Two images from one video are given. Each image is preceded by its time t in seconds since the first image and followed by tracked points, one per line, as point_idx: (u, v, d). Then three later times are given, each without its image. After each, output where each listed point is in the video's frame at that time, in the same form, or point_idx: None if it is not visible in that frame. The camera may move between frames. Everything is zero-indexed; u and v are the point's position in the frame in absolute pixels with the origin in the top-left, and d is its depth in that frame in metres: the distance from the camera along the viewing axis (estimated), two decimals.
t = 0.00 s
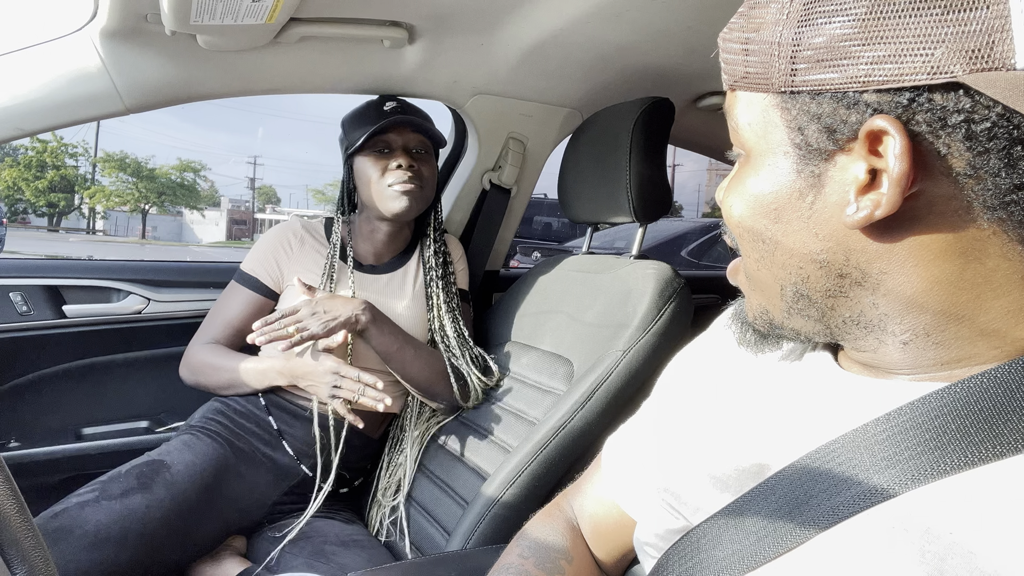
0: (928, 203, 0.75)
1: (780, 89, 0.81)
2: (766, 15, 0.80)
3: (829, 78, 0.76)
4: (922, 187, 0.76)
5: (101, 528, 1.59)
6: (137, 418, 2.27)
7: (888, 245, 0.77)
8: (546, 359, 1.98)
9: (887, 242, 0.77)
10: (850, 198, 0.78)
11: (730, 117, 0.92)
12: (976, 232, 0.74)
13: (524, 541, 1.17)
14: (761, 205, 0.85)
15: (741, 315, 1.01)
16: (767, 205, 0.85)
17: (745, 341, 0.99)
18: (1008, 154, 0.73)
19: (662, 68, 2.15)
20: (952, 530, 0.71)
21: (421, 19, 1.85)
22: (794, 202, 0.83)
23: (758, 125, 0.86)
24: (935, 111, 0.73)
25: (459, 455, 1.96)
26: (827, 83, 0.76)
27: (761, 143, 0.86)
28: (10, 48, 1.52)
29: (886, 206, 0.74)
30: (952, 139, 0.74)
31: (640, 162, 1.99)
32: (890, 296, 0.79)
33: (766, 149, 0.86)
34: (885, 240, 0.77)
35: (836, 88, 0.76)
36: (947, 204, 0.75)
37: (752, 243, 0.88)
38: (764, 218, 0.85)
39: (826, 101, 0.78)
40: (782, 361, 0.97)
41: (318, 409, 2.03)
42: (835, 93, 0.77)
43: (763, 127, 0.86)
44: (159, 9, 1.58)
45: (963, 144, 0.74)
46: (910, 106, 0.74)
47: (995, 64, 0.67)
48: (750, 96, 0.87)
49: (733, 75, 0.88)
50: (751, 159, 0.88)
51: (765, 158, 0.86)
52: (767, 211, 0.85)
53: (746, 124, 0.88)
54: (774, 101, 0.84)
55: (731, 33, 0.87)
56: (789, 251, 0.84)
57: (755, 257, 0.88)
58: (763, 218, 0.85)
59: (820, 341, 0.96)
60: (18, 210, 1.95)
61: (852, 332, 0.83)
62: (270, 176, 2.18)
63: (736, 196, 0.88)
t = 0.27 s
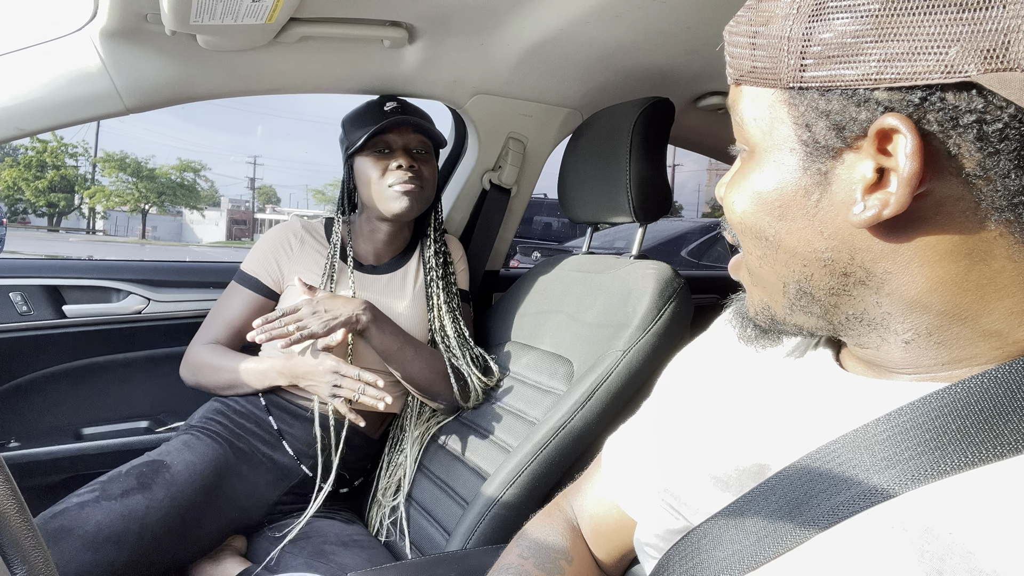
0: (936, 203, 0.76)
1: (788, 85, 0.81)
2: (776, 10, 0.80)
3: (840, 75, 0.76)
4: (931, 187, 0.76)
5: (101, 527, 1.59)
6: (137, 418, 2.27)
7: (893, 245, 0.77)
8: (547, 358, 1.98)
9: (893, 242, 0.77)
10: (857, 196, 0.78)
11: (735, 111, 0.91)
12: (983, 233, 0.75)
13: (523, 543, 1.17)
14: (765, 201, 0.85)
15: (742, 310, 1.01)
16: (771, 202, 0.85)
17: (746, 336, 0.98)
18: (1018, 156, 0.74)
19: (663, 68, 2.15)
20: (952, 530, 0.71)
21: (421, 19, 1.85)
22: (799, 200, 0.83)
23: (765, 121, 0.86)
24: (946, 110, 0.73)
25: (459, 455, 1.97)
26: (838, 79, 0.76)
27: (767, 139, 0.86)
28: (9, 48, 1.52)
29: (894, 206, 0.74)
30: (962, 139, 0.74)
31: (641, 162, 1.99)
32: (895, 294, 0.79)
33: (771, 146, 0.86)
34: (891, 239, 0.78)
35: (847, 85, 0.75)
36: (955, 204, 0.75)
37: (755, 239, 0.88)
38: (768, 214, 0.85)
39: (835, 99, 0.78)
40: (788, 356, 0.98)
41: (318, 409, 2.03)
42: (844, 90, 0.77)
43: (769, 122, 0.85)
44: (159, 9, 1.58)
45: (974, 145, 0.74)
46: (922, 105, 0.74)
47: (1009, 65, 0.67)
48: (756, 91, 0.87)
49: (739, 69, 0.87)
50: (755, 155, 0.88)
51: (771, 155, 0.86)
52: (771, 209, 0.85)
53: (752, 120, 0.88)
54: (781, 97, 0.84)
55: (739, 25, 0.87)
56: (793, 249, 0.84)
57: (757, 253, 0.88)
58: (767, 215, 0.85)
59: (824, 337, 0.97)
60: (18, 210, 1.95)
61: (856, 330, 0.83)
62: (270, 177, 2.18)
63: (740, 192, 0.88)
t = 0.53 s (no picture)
0: (936, 208, 0.75)
1: (786, 91, 0.81)
2: (773, 15, 0.80)
3: (838, 82, 0.76)
4: (931, 193, 0.76)
5: (101, 527, 1.59)
6: (137, 418, 2.27)
7: (893, 249, 0.77)
8: (547, 359, 1.98)
9: (893, 247, 0.77)
10: (857, 203, 0.78)
11: (734, 115, 0.91)
12: (983, 238, 0.75)
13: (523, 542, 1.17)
14: (765, 207, 0.85)
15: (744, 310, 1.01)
16: (771, 207, 0.85)
17: (747, 336, 0.99)
18: (1018, 162, 0.73)
19: (662, 68, 2.15)
20: (951, 529, 0.71)
21: (421, 19, 1.85)
22: (799, 205, 0.83)
23: (764, 126, 0.86)
24: (945, 117, 0.73)
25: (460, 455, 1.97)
26: (836, 86, 0.76)
27: (766, 144, 0.86)
28: (10, 48, 1.52)
29: (894, 212, 0.74)
30: (962, 146, 0.74)
31: (641, 162, 1.99)
32: (895, 297, 0.79)
33: (771, 151, 0.86)
34: (891, 244, 0.77)
35: (845, 93, 0.76)
36: (955, 210, 0.75)
37: (756, 243, 0.88)
38: (768, 220, 0.85)
39: (833, 105, 0.78)
40: (789, 355, 0.98)
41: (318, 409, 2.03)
42: (843, 97, 0.77)
43: (768, 128, 0.86)
44: (159, 9, 1.58)
45: (973, 151, 0.74)
46: (920, 112, 0.73)
47: (1007, 73, 0.67)
48: (755, 96, 0.87)
49: (738, 75, 0.87)
50: (755, 160, 0.88)
51: (770, 160, 0.86)
52: (771, 214, 0.85)
53: (750, 125, 0.88)
54: (780, 103, 0.84)
55: (738, 28, 0.86)
56: (793, 253, 0.84)
57: (758, 257, 0.88)
58: (767, 221, 0.85)
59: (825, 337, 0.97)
60: (18, 210, 1.95)
61: (855, 330, 0.83)
62: (271, 176, 2.18)
63: (740, 197, 0.88)
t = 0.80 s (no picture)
0: (935, 207, 0.75)
1: (785, 90, 0.81)
2: (772, 14, 0.80)
3: (837, 80, 0.75)
4: (930, 192, 0.76)
5: (101, 528, 1.59)
6: (137, 418, 2.27)
7: (893, 249, 0.77)
8: (547, 359, 1.98)
9: (892, 246, 0.77)
10: (856, 202, 0.78)
11: (733, 115, 0.91)
12: (982, 237, 0.75)
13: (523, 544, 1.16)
14: (764, 206, 0.85)
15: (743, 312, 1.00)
16: (770, 207, 0.85)
17: (746, 337, 0.98)
18: (1016, 160, 0.74)
19: (662, 68, 2.15)
20: (953, 530, 0.71)
21: (421, 19, 1.85)
22: (798, 205, 0.83)
23: (763, 126, 0.86)
24: (944, 116, 0.73)
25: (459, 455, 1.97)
26: (834, 84, 0.76)
27: (765, 144, 0.86)
28: (10, 48, 1.52)
29: (893, 211, 0.74)
30: (960, 144, 0.74)
31: (641, 162, 1.99)
32: (895, 297, 0.79)
33: (770, 150, 0.86)
34: (891, 244, 0.77)
35: (844, 91, 0.75)
36: (954, 208, 0.75)
37: (755, 243, 0.88)
38: (767, 219, 0.85)
39: (832, 104, 0.78)
40: (788, 355, 0.98)
41: (318, 409, 2.03)
42: (841, 95, 0.77)
43: (767, 128, 0.86)
44: (159, 9, 1.58)
45: (972, 150, 0.74)
46: (919, 111, 0.73)
47: (1006, 71, 0.67)
48: (754, 95, 0.87)
49: (736, 74, 0.87)
50: (753, 159, 0.88)
51: (769, 159, 0.86)
52: (770, 213, 0.85)
53: (749, 125, 0.88)
54: (779, 102, 0.84)
55: (737, 27, 0.86)
56: (792, 252, 0.84)
57: (757, 257, 0.88)
58: (766, 220, 0.85)
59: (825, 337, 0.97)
60: (18, 210, 1.95)
61: (855, 331, 0.83)
62: (270, 176, 2.18)
63: (739, 196, 0.88)
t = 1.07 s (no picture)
0: (934, 208, 0.75)
1: (784, 91, 0.81)
2: (771, 14, 0.80)
3: (836, 81, 0.75)
4: (929, 192, 0.76)
5: (102, 527, 1.59)
6: (137, 418, 2.27)
7: (893, 249, 0.77)
8: (547, 359, 1.98)
9: (892, 246, 0.77)
10: (855, 202, 0.78)
11: (732, 116, 0.91)
12: (981, 237, 0.75)
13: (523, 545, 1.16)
14: (763, 206, 0.85)
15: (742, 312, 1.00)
16: (769, 207, 0.85)
17: (746, 337, 0.98)
18: (1016, 160, 0.73)
19: (662, 68, 2.15)
20: (952, 529, 0.71)
21: (421, 19, 1.85)
22: (797, 205, 0.83)
23: (762, 127, 0.86)
24: (943, 117, 0.73)
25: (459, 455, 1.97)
26: (833, 85, 0.76)
27: (764, 144, 0.86)
28: (10, 48, 1.52)
29: (893, 211, 0.74)
30: (960, 145, 0.74)
31: (640, 162, 1.99)
32: (894, 297, 0.79)
33: (769, 151, 0.86)
34: (891, 244, 0.77)
35: (843, 91, 0.75)
36: (954, 209, 0.75)
37: (754, 244, 0.88)
38: (765, 220, 0.85)
39: (832, 105, 0.78)
40: (788, 356, 0.98)
41: (318, 409, 2.03)
42: (841, 96, 0.77)
43: (766, 128, 0.86)
44: (159, 9, 1.58)
45: (972, 150, 0.74)
46: (918, 112, 0.73)
47: (1006, 71, 0.67)
48: (753, 96, 0.87)
49: (735, 75, 0.87)
50: (753, 160, 0.88)
51: (768, 160, 0.86)
52: (769, 214, 0.85)
53: (748, 126, 0.88)
54: (778, 103, 0.84)
55: (736, 28, 0.86)
56: (791, 252, 0.84)
57: (756, 257, 0.88)
58: (765, 220, 0.85)
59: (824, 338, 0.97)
60: (18, 210, 1.95)
61: (855, 331, 0.83)
62: (270, 176, 2.18)
63: (738, 197, 0.88)
